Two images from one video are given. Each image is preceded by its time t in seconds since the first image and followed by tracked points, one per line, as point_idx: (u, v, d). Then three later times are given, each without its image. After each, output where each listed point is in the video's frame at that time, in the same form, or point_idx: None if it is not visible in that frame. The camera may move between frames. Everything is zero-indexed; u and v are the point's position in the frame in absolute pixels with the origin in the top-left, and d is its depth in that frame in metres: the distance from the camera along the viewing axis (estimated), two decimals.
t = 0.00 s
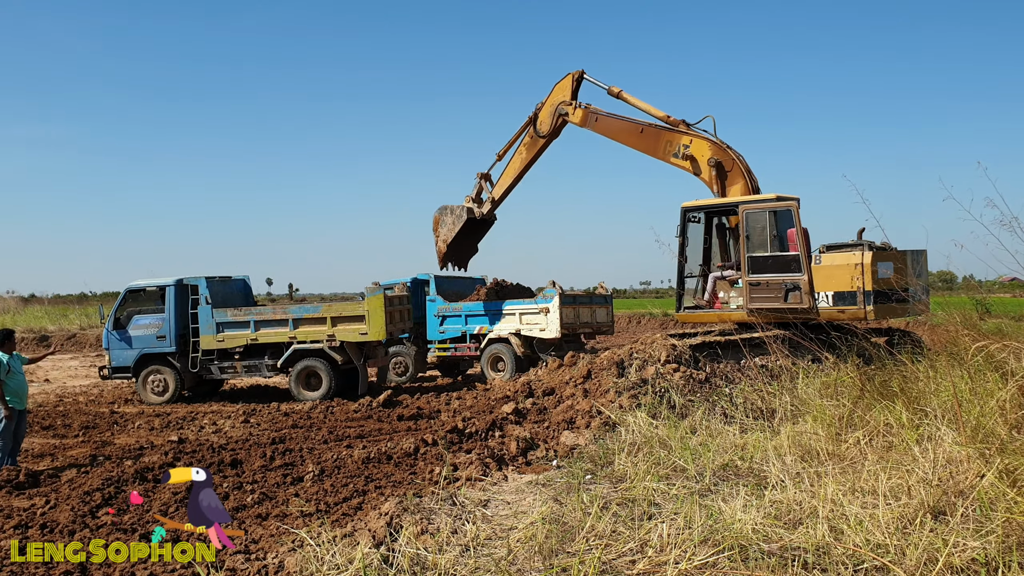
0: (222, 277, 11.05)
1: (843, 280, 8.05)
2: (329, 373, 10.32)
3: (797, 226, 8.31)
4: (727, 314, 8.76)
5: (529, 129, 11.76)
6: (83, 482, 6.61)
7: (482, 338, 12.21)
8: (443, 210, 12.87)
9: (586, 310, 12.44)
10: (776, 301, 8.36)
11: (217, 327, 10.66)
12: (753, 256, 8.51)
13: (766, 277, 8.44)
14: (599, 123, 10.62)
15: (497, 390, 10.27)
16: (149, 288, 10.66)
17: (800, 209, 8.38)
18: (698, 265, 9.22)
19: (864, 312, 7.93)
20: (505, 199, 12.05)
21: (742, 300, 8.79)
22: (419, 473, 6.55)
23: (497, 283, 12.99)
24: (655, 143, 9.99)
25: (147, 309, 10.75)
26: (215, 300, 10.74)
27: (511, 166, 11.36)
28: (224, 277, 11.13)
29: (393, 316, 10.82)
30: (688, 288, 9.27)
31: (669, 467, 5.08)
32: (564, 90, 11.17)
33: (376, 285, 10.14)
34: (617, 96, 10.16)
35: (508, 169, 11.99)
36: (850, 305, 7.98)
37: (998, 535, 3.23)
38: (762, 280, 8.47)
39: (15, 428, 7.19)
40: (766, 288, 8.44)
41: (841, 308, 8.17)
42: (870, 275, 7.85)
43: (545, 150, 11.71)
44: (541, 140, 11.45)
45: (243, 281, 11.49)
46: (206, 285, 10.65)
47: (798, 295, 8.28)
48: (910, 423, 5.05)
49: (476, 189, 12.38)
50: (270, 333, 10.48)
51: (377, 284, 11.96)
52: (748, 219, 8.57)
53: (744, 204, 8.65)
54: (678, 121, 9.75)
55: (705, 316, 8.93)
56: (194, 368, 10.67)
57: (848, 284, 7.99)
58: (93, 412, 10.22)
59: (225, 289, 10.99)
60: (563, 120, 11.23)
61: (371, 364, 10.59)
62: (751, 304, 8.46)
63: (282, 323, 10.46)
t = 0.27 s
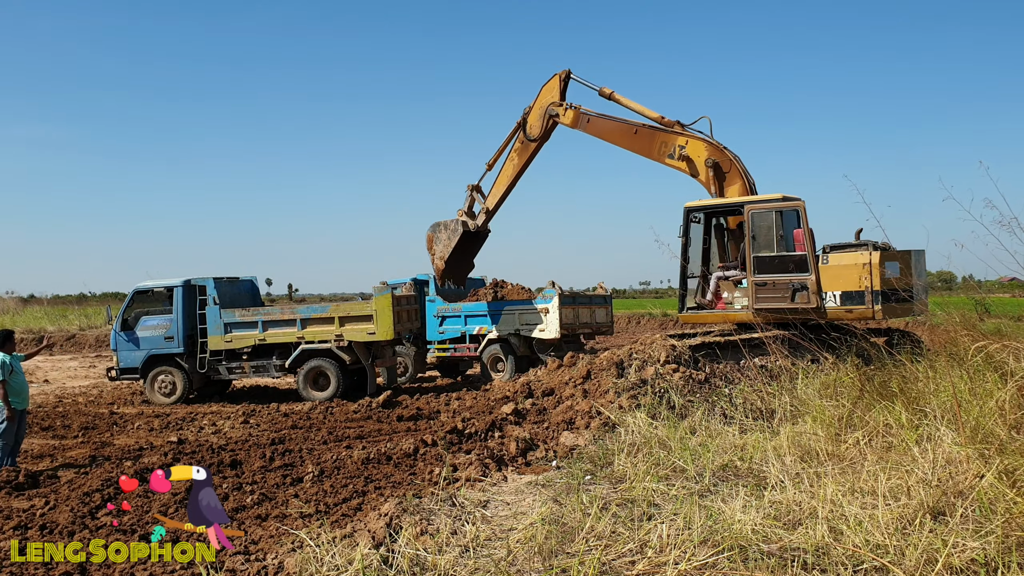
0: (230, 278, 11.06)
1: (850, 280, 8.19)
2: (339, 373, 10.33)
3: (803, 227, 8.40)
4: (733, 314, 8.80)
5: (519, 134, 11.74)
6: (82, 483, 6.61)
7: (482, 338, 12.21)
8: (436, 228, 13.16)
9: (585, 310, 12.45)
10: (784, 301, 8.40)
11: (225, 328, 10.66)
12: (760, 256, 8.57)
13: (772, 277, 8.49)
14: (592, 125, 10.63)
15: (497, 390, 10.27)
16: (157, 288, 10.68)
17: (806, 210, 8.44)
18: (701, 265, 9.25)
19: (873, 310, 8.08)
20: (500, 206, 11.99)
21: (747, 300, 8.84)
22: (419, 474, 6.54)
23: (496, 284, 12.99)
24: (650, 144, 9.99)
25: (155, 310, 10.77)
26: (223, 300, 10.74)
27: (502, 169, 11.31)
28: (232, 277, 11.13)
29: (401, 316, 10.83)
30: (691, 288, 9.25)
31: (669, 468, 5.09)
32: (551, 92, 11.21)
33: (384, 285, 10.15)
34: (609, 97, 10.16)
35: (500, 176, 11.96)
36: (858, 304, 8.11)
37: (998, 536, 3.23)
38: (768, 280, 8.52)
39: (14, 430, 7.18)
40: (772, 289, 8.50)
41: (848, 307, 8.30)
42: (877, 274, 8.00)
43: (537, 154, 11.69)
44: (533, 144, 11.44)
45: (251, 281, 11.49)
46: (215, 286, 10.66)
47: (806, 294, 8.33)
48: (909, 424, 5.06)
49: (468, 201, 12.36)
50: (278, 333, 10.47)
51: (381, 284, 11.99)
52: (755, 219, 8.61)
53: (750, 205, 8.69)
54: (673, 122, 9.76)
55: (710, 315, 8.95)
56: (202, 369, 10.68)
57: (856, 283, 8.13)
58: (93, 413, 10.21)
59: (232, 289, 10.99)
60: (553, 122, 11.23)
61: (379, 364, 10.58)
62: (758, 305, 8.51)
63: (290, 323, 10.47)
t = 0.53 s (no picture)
0: (232, 278, 11.06)
1: (854, 279, 8.24)
2: (340, 374, 10.33)
3: (806, 227, 8.47)
4: (734, 314, 8.80)
5: (516, 131, 11.72)
6: (81, 483, 6.60)
7: (481, 338, 12.21)
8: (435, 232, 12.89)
9: (584, 310, 12.47)
10: (788, 301, 8.43)
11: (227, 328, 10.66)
12: (762, 255, 8.60)
13: (775, 277, 8.54)
14: (590, 121, 10.63)
15: (496, 390, 10.27)
16: (158, 288, 10.68)
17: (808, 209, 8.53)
18: (701, 264, 9.26)
19: (877, 309, 8.13)
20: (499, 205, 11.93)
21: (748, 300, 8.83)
22: (418, 474, 6.55)
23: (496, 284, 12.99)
24: (649, 141, 10.00)
25: (157, 310, 10.77)
26: (225, 300, 10.75)
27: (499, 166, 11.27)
28: (235, 277, 11.14)
29: (402, 316, 10.83)
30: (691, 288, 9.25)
31: (668, 467, 5.10)
32: (547, 88, 11.20)
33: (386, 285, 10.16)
34: (608, 93, 10.16)
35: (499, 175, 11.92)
36: (862, 303, 8.16)
37: (996, 534, 3.23)
38: (771, 280, 8.55)
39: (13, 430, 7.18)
40: (775, 288, 8.52)
41: (852, 306, 8.34)
42: (882, 272, 8.07)
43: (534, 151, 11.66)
44: (531, 141, 11.42)
45: (253, 281, 11.50)
46: (217, 286, 10.67)
47: (810, 294, 8.38)
48: (908, 423, 5.07)
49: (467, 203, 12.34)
50: (280, 333, 10.47)
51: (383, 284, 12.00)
52: (757, 218, 8.66)
53: (753, 204, 8.73)
54: (673, 120, 9.78)
55: (711, 315, 8.96)
56: (204, 369, 10.68)
57: (860, 282, 8.18)
58: (92, 413, 10.21)
59: (234, 289, 11.00)
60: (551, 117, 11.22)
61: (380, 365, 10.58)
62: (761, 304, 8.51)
63: (291, 323, 10.47)
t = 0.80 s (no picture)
0: (230, 278, 11.06)
1: (854, 278, 8.26)
2: (339, 373, 10.33)
3: (805, 226, 8.50)
4: (733, 314, 8.81)
5: (519, 127, 11.68)
6: (80, 483, 6.60)
7: (480, 338, 12.21)
8: (442, 233, 12.40)
9: (583, 310, 12.47)
10: (788, 300, 8.42)
11: (225, 328, 10.65)
12: (762, 254, 8.62)
13: (775, 276, 8.52)
14: (592, 115, 10.63)
15: (495, 390, 10.27)
16: (156, 289, 10.67)
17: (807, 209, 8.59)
18: (700, 263, 9.30)
19: (876, 308, 8.15)
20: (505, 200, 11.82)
21: (748, 299, 8.85)
22: (416, 473, 6.55)
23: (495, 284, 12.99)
24: (651, 137, 10.00)
25: (155, 310, 10.77)
26: (224, 300, 10.75)
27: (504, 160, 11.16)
28: (233, 277, 11.13)
29: (401, 315, 10.81)
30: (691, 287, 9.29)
31: (666, 465, 5.10)
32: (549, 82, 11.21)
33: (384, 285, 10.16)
34: (611, 88, 10.16)
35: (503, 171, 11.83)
36: (862, 302, 8.18)
37: (993, 532, 3.23)
38: (771, 279, 8.53)
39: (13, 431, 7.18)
40: (775, 287, 8.50)
41: (851, 306, 8.35)
42: (881, 271, 8.10)
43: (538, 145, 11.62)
44: (535, 135, 11.38)
45: (251, 281, 11.50)
46: (216, 286, 10.67)
47: (809, 293, 8.36)
48: (906, 421, 5.08)
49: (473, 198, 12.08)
50: (279, 333, 10.47)
51: (382, 283, 12.01)
52: (757, 217, 8.69)
53: (753, 203, 8.77)
54: (676, 117, 9.79)
55: (711, 315, 8.97)
56: (202, 369, 10.67)
57: (860, 281, 8.20)
58: (91, 413, 10.21)
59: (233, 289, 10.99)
60: (554, 111, 11.21)
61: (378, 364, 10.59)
62: (762, 303, 8.49)
63: (290, 323, 10.46)
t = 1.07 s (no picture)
0: (230, 277, 11.06)
1: (854, 277, 8.26)
2: (338, 373, 10.32)
3: (806, 226, 8.51)
4: (733, 313, 8.80)
5: (519, 134, 11.51)
6: (79, 482, 6.60)
7: (480, 338, 12.22)
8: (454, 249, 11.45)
9: (583, 310, 12.49)
10: (788, 299, 8.41)
11: (225, 328, 10.64)
12: (762, 254, 8.61)
13: (775, 275, 8.51)
14: (589, 118, 10.60)
15: (495, 390, 10.26)
16: (156, 288, 10.67)
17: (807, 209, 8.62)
18: (701, 263, 9.31)
19: (877, 307, 8.15)
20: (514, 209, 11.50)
21: (748, 299, 8.85)
22: (416, 472, 6.55)
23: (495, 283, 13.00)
24: (649, 139, 10.00)
25: (155, 310, 10.76)
26: (223, 300, 10.75)
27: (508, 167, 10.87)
28: (233, 277, 11.13)
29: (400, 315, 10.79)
30: (691, 287, 9.30)
31: (666, 464, 5.10)
32: (543, 86, 11.15)
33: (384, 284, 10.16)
34: (607, 91, 10.16)
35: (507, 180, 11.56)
36: (862, 301, 8.18)
37: (993, 530, 3.22)
38: (771, 278, 8.52)
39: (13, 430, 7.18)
40: (776, 287, 8.49)
41: (852, 305, 8.34)
42: (882, 271, 8.10)
43: (540, 151, 11.42)
44: (535, 141, 11.21)
45: (251, 281, 11.49)
46: (215, 286, 10.67)
47: (810, 293, 8.35)
48: (906, 420, 5.08)
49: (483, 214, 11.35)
50: (279, 333, 10.46)
51: (382, 283, 12.02)
52: (758, 216, 8.69)
53: (753, 202, 8.76)
54: (672, 118, 9.79)
55: (711, 315, 8.96)
56: (202, 369, 10.66)
57: (860, 281, 8.20)
58: (91, 413, 10.21)
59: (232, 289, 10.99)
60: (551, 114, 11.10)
61: (378, 364, 10.59)
62: (762, 303, 8.47)
63: (290, 322, 10.46)
